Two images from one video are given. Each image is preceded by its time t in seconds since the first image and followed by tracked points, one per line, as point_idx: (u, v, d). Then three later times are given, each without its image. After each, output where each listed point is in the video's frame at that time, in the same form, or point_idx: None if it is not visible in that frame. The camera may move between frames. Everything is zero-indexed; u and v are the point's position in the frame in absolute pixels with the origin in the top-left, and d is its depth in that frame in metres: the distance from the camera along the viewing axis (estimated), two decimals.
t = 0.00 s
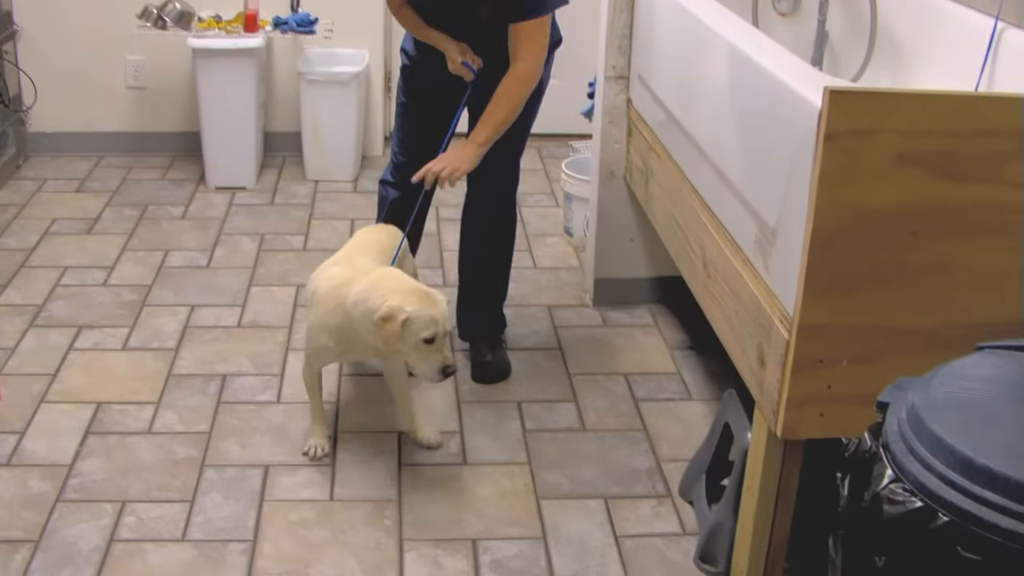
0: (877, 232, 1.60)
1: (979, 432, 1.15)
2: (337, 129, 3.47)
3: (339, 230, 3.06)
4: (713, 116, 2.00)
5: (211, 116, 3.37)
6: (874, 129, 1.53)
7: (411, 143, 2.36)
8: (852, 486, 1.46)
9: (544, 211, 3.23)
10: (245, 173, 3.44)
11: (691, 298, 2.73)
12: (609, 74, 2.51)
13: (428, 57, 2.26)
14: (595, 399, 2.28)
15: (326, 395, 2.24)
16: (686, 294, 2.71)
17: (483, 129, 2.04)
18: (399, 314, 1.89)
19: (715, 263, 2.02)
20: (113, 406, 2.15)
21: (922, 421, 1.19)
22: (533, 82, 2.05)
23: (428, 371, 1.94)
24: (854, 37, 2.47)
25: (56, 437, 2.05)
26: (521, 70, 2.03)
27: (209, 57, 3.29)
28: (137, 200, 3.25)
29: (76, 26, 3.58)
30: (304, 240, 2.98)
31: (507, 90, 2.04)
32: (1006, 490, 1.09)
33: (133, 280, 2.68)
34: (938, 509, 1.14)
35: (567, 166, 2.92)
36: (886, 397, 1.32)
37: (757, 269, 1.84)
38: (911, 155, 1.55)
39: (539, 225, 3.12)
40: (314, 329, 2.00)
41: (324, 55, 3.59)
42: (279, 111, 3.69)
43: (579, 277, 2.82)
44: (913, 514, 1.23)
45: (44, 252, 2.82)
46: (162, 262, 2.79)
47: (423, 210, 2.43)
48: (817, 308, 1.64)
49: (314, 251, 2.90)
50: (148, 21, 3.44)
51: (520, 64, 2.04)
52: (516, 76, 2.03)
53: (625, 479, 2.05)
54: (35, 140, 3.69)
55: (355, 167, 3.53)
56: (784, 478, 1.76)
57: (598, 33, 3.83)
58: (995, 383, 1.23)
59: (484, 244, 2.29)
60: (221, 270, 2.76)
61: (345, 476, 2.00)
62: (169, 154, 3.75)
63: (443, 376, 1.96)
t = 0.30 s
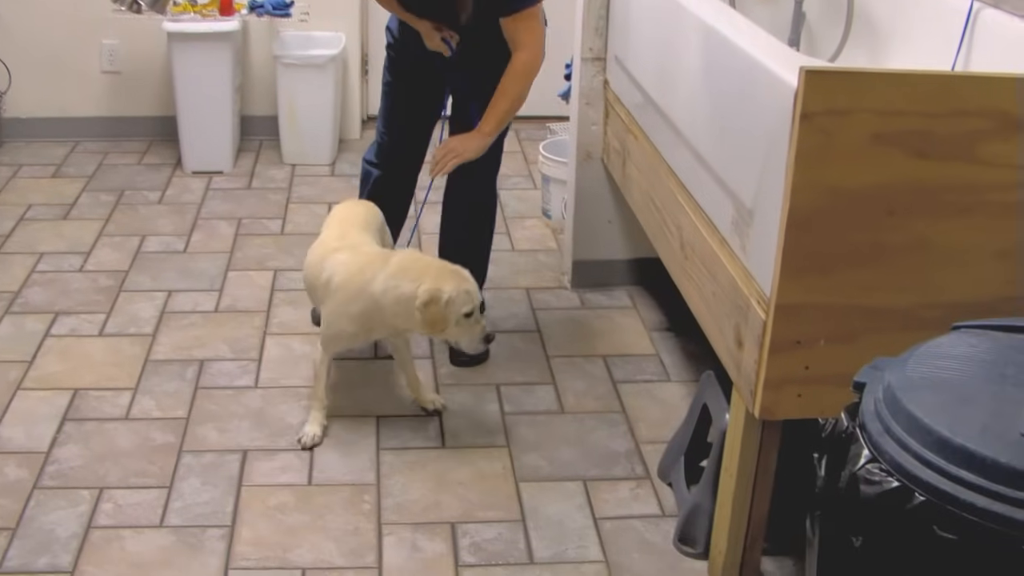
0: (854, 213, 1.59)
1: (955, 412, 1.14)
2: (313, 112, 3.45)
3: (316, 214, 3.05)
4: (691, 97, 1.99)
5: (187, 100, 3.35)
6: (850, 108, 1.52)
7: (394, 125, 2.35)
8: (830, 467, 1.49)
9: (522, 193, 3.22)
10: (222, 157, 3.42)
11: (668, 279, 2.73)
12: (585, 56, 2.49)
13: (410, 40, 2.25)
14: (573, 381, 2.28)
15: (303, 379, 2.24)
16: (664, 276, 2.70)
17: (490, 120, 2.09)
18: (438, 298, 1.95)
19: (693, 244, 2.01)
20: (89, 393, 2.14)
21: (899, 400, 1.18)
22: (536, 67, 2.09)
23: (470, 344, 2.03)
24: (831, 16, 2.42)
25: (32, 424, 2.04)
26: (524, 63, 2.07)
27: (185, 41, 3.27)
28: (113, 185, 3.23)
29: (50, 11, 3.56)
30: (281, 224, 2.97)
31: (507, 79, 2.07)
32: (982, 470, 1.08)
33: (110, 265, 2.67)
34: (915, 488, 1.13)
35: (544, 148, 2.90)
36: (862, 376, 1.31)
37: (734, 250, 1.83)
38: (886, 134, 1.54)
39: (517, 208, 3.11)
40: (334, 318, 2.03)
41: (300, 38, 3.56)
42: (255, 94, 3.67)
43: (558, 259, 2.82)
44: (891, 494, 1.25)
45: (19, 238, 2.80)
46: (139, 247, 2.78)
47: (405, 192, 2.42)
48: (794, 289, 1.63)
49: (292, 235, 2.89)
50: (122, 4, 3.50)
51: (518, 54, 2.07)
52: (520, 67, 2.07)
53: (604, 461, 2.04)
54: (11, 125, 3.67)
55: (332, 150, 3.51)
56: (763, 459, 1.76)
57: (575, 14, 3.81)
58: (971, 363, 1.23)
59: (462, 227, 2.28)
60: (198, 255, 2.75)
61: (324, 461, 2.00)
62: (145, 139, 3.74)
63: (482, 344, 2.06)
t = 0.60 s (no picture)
0: (835, 200, 1.58)
1: (935, 398, 1.13)
2: (294, 102, 3.45)
3: (297, 204, 3.04)
4: (672, 85, 1.98)
5: (167, 92, 3.34)
6: (831, 96, 1.51)
7: (377, 115, 2.33)
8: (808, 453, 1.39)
9: (504, 182, 3.22)
10: (202, 147, 3.41)
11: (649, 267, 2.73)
12: (566, 44, 2.49)
13: (389, 29, 2.23)
14: (555, 370, 2.28)
15: (284, 370, 2.23)
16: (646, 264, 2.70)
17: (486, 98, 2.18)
18: (456, 270, 1.99)
19: (673, 232, 2.01)
20: (70, 384, 2.14)
21: (879, 387, 1.18)
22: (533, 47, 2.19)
23: (486, 312, 2.08)
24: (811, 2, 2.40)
25: (12, 417, 2.04)
26: (524, 46, 2.16)
27: (165, 31, 3.26)
28: (93, 176, 3.22)
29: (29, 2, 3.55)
30: (263, 214, 2.96)
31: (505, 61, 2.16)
32: (961, 456, 1.08)
33: (90, 257, 2.66)
34: (894, 475, 1.13)
35: (525, 136, 2.89)
36: (844, 364, 1.32)
37: (715, 238, 1.83)
38: (867, 121, 1.53)
39: (499, 197, 3.11)
40: (343, 297, 2.03)
41: (279, 28, 3.54)
42: (235, 84, 3.66)
43: (539, 247, 2.81)
44: (870, 481, 1.18)
45: None
46: (119, 238, 2.77)
47: (388, 178, 2.42)
48: (774, 276, 1.63)
49: (273, 225, 2.89)
50: None
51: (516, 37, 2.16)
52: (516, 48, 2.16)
53: (586, 450, 2.04)
54: None
55: (313, 140, 3.51)
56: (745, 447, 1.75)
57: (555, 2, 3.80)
58: (952, 350, 1.22)
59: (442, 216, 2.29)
60: (179, 245, 2.74)
61: (306, 451, 1.99)
62: (125, 129, 3.74)
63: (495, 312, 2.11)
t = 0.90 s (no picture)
0: (815, 191, 1.58)
1: (916, 390, 1.13)
2: (275, 97, 3.44)
3: (278, 198, 3.04)
4: (654, 77, 1.98)
5: (148, 87, 3.33)
6: (812, 87, 1.50)
7: (357, 110, 2.33)
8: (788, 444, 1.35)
9: (486, 175, 3.21)
10: (184, 142, 3.40)
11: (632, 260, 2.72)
12: (547, 37, 2.48)
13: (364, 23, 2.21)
14: (538, 363, 2.27)
15: (267, 365, 2.23)
16: (628, 256, 2.70)
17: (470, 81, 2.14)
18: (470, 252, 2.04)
19: (655, 225, 2.00)
20: (51, 381, 2.13)
21: (860, 379, 1.18)
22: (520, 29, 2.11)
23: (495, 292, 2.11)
24: None
25: None
26: (510, 30, 2.08)
27: (145, 26, 3.25)
28: (74, 172, 3.21)
29: None
30: (244, 209, 2.95)
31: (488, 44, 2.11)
32: (942, 448, 1.07)
33: (71, 253, 2.65)
34: (875, 468, 1.12)
35: (507, 130, 2.89)
36: (823, 356, 1.32)
37: (696, 230, 1.83)
38: (848, 113, 1.53)
39: (481, 190, 3.10)
40: (359, 292, 2.06)
41: (261, 22, 3.55)
42: (217, 80, 3.65)
43: (522, 240, 2.81)
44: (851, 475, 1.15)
45: None
46: (100, 234, 2.76)
47: (371, 172, 2.42)
48: (756, 268, 1.62)
49: (254, 220, 2.88)
50: None
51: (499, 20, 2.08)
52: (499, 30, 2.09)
53: (569, 443, 2.04)
54: None
55: (294, 135, 3.50)
56: (727, 439, 1.75)
57: None
58: (932, 342, 1.22)
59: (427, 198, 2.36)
60: (160, 241, 2.74)
61: (289, 447, 1.99)
62: (106, 124, 3.73)
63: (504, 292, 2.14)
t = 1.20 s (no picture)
0: (806, 187, 1.57)
1: (906, 386, 1.13)
2: (265, 94, 3.44)
3: (269, 194, 3.03)
4: (645, 72, 1.97)
5: (139, 82, 3.32)
6: (802, 83, 1.50)
7: (342, 106, 2.31)
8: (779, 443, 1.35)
9: (478, 171, 3.21)
10: (175, 137, 3.40)
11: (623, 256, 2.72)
12: (538, 32, 2.47)
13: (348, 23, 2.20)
14: (529, 360, 2.27)
15: (258, 361, 2.23)
16: (620, 252, 2.70)
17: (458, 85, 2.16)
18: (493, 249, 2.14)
19: (645, 220, 2.00)
20: (41, 378, 2.13)
21: (850, 375, 1.18)
22: (504, 29, 2.13)
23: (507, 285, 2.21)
24: None
25: None
26: (495, 29, 2.11)
27: (135, 22, 3.24)
28: (64, 169, 3.20)
29: None
30: (235, 206, 2.95)
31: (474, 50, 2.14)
32: (932, 444, 1.07)
33: (61, 250, 2.65)
34: (865, 464, 1.12)
35: (498, 126, 2.88)
36: (813, 352, 1.32)
37: (686, 226, 1.82)
38: (838, 109, 1.52)
39: (472, 186, 3.10)
40: (380, 292, 2.08)
41: (250, 18, 3.54)
42: (207, 75, 3.66)
43: (513, 236, 2.80)
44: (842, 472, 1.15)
45: None
46: (90, 231, 2.76)
47: (357, 171, 2.41)
48: (747, 264, 1.62)
49: (245, 216, 2.88)
50: None
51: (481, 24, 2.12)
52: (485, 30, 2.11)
53: (560, 439, 2.04)
54: None
55: (285, 131, 3.50)
56: (719, 435, 1.75)
57: None
58: (922, 338, 1.22)
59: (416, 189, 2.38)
60: (151, 237, 2.73)
61: (280, 444, 1.99)
62: (97, 121, 3.73)
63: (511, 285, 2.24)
